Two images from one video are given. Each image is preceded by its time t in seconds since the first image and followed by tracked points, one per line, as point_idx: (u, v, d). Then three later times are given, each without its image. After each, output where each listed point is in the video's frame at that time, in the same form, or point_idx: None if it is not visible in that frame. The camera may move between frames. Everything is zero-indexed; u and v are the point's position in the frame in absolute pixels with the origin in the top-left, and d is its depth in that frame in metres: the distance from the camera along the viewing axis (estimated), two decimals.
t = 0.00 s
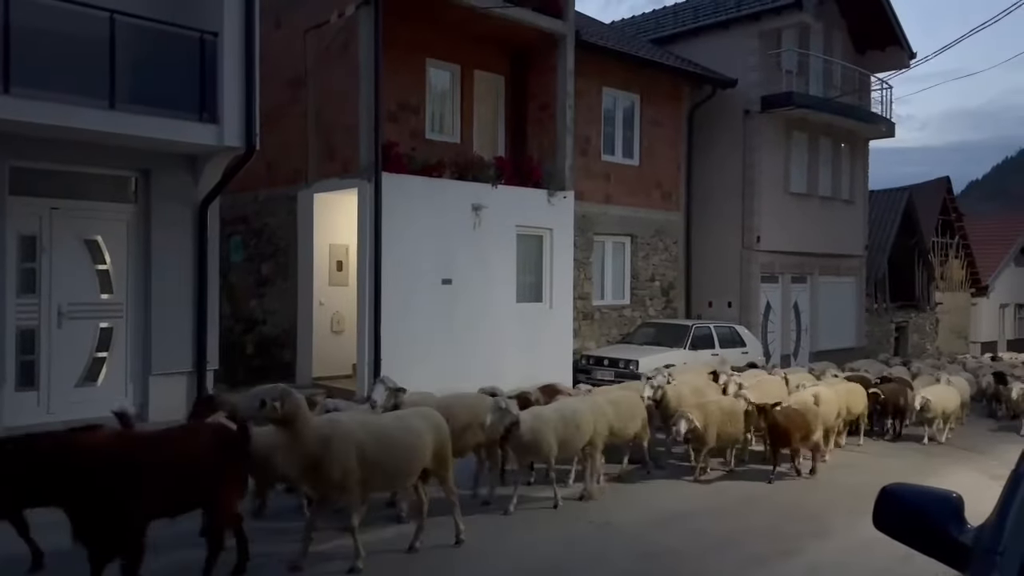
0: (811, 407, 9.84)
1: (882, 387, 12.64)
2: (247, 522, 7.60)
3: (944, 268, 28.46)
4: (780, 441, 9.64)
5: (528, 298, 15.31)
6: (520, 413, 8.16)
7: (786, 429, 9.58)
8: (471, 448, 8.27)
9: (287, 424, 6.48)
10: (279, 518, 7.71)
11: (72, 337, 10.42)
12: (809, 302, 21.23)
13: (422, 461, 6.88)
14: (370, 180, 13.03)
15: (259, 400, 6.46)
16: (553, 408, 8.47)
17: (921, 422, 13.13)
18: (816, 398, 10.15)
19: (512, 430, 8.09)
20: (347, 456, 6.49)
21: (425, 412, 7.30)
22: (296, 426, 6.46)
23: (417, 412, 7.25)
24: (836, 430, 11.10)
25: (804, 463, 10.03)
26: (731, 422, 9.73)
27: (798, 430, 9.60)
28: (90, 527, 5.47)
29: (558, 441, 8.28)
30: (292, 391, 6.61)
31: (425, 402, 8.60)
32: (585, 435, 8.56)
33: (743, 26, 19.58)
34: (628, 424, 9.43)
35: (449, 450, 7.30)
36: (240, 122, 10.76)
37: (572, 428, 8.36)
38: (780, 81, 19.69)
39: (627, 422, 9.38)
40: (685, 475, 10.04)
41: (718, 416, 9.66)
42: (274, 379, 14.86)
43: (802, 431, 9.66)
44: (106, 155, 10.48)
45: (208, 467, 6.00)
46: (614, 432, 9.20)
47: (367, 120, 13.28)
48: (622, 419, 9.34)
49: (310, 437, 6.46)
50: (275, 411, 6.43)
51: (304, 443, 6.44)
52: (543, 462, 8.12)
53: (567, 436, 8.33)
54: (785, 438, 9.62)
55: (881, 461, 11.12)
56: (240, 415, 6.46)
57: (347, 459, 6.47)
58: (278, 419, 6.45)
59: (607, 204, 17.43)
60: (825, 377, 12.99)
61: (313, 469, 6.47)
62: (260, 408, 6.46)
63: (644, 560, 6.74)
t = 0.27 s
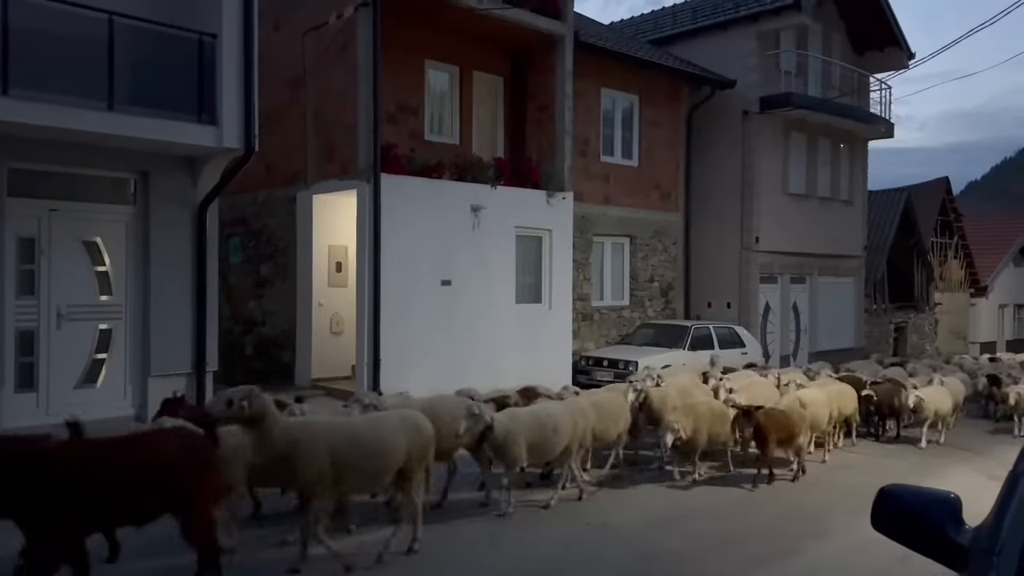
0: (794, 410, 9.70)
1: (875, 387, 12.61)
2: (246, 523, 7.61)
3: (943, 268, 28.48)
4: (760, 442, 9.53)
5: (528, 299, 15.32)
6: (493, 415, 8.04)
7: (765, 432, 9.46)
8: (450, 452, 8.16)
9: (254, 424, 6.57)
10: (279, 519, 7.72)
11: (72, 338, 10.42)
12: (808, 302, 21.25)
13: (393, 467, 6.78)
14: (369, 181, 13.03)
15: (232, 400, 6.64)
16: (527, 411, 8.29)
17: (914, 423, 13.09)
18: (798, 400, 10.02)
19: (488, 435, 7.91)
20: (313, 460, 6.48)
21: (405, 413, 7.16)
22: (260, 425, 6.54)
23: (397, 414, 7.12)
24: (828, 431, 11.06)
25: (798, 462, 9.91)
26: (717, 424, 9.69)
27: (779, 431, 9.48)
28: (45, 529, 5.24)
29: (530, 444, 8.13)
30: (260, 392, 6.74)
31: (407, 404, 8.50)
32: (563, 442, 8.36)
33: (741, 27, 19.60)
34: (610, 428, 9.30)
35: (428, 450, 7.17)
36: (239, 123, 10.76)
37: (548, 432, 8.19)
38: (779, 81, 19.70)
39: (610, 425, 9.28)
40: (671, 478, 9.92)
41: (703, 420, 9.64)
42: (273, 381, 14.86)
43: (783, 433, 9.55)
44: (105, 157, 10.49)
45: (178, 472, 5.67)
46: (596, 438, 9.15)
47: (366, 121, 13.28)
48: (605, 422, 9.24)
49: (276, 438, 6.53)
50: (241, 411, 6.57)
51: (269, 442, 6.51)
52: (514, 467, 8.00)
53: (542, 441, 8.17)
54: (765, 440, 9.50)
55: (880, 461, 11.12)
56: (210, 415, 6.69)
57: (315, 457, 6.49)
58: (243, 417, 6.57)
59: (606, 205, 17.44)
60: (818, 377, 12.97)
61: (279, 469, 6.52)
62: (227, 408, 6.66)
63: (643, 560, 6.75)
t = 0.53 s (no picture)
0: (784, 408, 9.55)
1: (869, 383, 12.59)
2: (248, 519, 7.62)
3: (944, 265, 28.45)
4: (749, 441, 9.25)
5: (529, 295, 15.31)
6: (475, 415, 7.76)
7: (754, 431, 9.18)
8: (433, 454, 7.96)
9: (218, 431, 6.29)
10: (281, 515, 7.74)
11: (74, 335, 10.43)
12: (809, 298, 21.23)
13: (368, 466, 6.49)
14: (371, 177, 13.02)
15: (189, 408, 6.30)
16: (513, 410, 8.12)
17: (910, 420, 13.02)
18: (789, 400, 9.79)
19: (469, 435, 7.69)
20: (280, 462, 6.23)
21: (381, 413, 6.78)
22: (224, 432, 6.28)
23: (373, 414, 6.74)
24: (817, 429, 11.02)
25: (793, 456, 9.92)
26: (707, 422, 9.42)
27: (769, 430, 9.22)
28: None
29: (515, 444, 7.93)
30: (221, 398, 6.42)
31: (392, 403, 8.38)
32: (546, 442, 8.17)
33: (743, 23, 19.57)
34: (597, 427, 9.16)
35: (409, 451, 6.77)
36: (240, 120, 10.77)
37: (531, 431, 8.00)
38: (780, 77, 19.67)
39: (596, 425, 9.13)
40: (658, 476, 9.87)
41: (692, 417, 9.32)
42: (275, 377, 14.87)
43: (774, 433, 9.29)
44: (107, 154, 10.49)
45: (140, 474, 5.23)
46: (579, 435, 8.98)
47: (367, 118, 13.28)
48: (590, 420, 9.10)
49: (239, 445, 6.25)
50: (201, 419, 6.27)
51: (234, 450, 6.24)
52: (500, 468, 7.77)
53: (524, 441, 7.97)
54: (754, 439, 9.21)
55: (881, 457, 11.13)
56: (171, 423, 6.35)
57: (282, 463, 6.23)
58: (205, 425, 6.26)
59: (607, 202, 17.42)
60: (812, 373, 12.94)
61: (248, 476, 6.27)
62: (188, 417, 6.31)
63: (644, 557, 6.76)
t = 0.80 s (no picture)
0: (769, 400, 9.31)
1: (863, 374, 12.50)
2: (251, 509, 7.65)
3: (946, 256, 28.41)
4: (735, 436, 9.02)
5: (530, 287, 15.31)
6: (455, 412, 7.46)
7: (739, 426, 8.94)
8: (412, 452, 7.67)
9: (174, 434, 6.17)
10: (284, 505, 7.76)
11: (75, 326, 10.43)
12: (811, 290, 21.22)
13: (333, 459, 6.37)
14: (371, 168, 13.00)
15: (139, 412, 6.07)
16: (492, 403, 7.98)
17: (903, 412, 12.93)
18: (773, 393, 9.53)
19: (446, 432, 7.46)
20: (241, 458, 6.16)
21: (346, 407, 6.70)
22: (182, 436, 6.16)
23: (338, 408, 6.67)
24: (810, 420, 10.78)
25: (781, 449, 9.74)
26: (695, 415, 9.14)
27: (755, 425, 8.98)
28: None
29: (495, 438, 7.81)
30: (171, 400, 6.30)
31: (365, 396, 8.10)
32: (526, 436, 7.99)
33: (744, 13, 19.49)
34: (583, 419, 8.91)
35: (377, 444, 6.66)
36: (240, 111, 10.74)
37: (511, 426, 7.84)
38: (782, 68, 19.60)
39: (582, 417, 8.87)
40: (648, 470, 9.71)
41: (676, 412, 9.10)
42: (276, 368, 14.89)
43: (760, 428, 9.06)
44: (108, 145, 10.48)
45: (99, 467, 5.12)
46: (565, 429, 8.70)
47: (367, 108, 13.25)
48: (577, 412, 8.82)
49: (197, 443, 6.15)
50: (154, 424, 6.10)
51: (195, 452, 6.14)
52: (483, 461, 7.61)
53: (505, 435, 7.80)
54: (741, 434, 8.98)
55: (883, 448, 11.14)
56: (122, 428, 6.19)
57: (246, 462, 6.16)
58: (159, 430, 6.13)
59: (608, 192, 17.39)
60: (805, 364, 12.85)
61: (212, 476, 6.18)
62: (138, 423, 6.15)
63: (645, 547, 6.78)
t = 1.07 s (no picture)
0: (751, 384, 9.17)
1: (856, 356, 12.48)
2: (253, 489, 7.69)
3: (947, 238, 28.36)
4: (714, 418, 8.90)
5: (530, 268, 15.28)
6: (428, 394, 7.29)
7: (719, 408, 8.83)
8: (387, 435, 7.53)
9: (125, 420, 6.14)
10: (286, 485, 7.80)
11: (75, 307, 10.43)
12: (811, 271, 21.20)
13: (291, 444, 6.14)
14: (370, 149, 12.92)
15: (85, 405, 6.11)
16: (471, 390, 7.62)
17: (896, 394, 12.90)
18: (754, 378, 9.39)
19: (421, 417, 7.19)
20: (195, 441, 6.00)
21: (308, 388, 6.44)
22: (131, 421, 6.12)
23: (299, 389, 6.46)
24: (801, 403, 10.71)
25: (761, 432, 9.65)
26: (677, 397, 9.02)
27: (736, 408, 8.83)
28: None
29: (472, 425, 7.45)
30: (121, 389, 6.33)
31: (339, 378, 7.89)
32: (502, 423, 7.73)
33: None
34: (562, 400, 8.91)
35: (338, 427, 6.38)
36: (239, 91, 10.67)
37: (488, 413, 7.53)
38: (784, 47, 19.45)
39: (561, 397, 8.86)
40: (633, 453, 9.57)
41: (657, 393, 8.96)
42: (277, 350, 14.91)
43: (738, 410, 8.95)
44: (107, 125, 10.44)
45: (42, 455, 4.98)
46: (546, 411, 8.67)
47: (367, 88, 13.16)
48: (554, 395, 8.76)
49: (150, 428, 6.06)
50: (102, 414, 6.12)
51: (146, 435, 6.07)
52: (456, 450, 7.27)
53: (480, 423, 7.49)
54: (720, 416, 8.88)
55: (881, 429, 11.16)
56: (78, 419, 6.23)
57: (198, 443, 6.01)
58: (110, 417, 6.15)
59: (609, 173, 17.33)
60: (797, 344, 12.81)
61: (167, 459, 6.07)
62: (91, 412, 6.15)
63: (644, 527, 6.81)
